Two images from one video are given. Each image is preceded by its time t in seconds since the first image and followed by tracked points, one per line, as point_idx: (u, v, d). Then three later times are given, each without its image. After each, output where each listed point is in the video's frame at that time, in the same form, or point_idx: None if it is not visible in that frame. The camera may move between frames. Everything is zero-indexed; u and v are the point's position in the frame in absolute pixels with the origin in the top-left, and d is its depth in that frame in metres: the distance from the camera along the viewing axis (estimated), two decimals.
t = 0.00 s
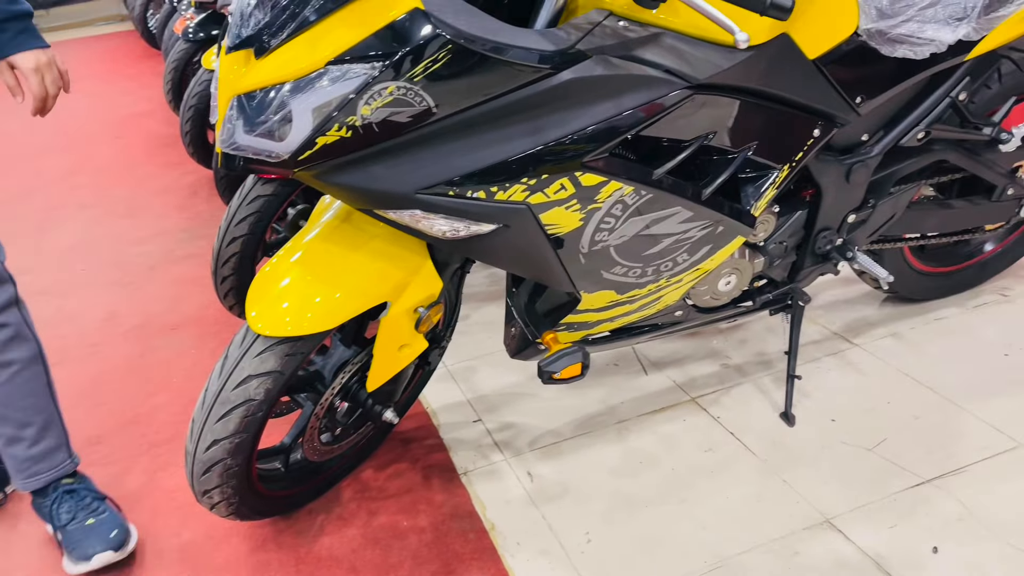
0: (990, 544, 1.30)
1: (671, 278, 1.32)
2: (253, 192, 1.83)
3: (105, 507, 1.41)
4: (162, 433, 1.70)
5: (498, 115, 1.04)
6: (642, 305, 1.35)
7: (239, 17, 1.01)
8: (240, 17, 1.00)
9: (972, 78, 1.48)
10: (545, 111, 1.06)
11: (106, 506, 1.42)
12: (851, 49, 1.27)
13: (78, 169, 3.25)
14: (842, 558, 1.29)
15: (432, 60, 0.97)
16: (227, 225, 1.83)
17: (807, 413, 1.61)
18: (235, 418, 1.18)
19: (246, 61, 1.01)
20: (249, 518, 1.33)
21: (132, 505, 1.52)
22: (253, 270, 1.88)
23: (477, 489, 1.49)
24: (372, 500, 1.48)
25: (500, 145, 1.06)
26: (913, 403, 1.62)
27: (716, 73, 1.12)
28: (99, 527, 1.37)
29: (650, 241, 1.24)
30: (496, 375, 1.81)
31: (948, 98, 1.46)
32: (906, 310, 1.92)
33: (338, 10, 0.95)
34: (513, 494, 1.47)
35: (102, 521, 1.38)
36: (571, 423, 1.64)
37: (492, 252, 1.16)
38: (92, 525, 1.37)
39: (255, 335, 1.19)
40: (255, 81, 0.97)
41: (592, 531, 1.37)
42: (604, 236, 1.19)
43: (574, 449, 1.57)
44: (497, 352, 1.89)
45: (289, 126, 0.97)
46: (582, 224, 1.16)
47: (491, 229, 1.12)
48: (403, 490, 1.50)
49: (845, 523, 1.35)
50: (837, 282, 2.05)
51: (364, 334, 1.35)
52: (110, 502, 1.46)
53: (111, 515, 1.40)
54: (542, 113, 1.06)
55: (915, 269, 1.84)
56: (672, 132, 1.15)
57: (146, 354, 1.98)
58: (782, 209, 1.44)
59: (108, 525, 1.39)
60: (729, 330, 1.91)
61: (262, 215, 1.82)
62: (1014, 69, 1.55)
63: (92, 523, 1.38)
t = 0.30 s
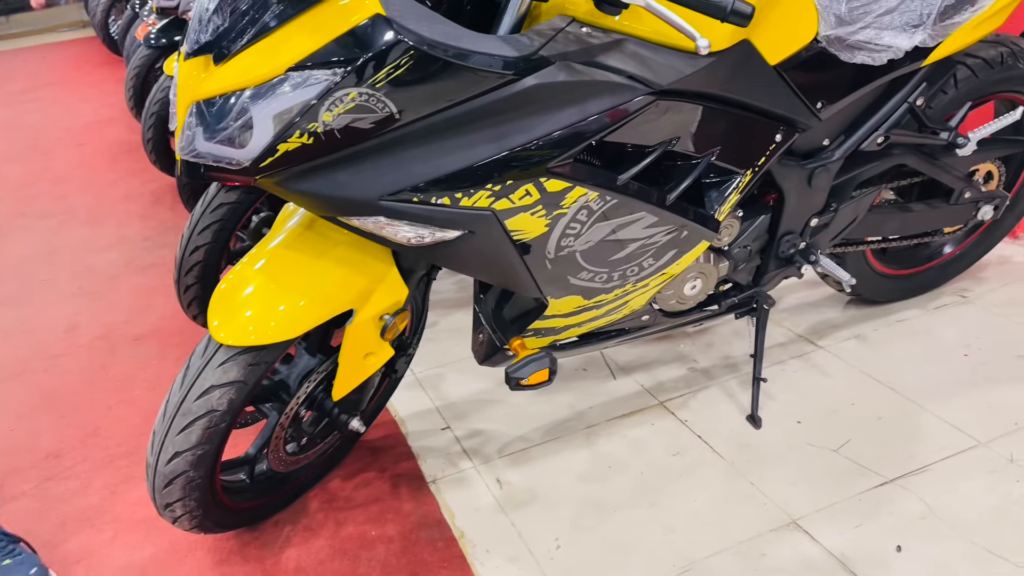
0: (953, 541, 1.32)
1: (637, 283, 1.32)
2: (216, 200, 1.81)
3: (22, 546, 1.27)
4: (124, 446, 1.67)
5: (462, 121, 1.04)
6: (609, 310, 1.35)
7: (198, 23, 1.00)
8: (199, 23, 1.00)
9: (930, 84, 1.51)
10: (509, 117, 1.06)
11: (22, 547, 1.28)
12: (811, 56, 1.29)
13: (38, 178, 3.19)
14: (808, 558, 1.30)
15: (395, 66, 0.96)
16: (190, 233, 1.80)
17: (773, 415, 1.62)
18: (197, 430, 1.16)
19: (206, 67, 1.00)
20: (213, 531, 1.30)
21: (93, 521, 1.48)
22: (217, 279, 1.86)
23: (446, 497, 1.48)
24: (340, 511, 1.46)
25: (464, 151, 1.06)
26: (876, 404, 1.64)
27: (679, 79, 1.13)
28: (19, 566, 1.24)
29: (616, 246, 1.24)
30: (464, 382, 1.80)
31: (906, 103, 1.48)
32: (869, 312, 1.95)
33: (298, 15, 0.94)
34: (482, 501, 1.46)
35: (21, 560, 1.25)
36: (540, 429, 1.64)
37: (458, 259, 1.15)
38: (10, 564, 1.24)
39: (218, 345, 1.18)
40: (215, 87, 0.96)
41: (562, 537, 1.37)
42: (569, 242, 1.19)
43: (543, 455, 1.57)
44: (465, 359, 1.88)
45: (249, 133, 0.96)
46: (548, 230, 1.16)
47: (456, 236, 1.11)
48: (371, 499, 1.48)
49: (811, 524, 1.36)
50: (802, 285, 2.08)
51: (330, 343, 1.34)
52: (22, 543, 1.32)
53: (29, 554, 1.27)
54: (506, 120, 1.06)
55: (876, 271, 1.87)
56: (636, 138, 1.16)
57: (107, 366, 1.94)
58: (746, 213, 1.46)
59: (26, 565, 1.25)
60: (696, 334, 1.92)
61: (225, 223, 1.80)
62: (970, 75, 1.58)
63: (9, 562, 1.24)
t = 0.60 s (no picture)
0: (918, 542, 1.34)
1: (605, 289, 1.32)
2: (181, 208, 1.78)
3: None
4: (87, 458, 1.64)
5: (429, 127, 1.04)
6: (578, 316, 1.35)
7: (160, 28, 0.99)
8: (161, 29, 0.99)
9: (892, 90, 1.54)
10: (476, 123, 1.06)
11: None
12: (775, 63, 1.30)
13: None
14: (777, 561, 1.31)
15: (360, 72, 0.96)
16: (154, 241, 1.78)
17: (742, 419, 1.64)
18: (160, 441, 1.15)
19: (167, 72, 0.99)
20: (178, 544, 1.28)
21: (55, 535, 1.45)
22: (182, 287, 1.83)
23: (416, 505, 1.47)
24: (308, 521, 1.44)
25: (430, 157, 1.05)
26: (843, 407, 1.66)
27: (645, 86, 1.13)
28: None
29: (585, 251, 1.24)
30: (434, 389, 1.79)
31: (868, 110, 1.50)
32: (835, 316, 1.97)
33: (262, 19, 0.94)
34: (452, 509, 1.45)
35: None
36: (510, 436, 1.63)
37: (425, 266, 1.15)
38: None
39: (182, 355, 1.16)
40: (177, 94, 0.94)
41: (532, 544, 1.37)
42: (538, 248, 1.19)
43: (514, 462, 1.56)
44: (436, 366, 1.87)
45: (213, 139, 0.95)
46: (516, 236, 1.16)
47: (424, 242, 1.11)
48: (340, 509, 1.47)
49: (780, 527, 1.37)
50: (769, 289, 2.10)
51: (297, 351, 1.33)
52: None
53: None
54: (473, 126, 1.06)
55: (842, 275, 1.89)
56: (604, 144, 1.16)
57: (69, 377, 1.90)
58: (713, 218, 1.47)
59: None
60: (666, 339, 1.93)
61: (190, 231, 1.77)
62: (930, 82, 1.61)
63: None
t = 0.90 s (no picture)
0: (887, 545, 1.35)
1: (578, 295, 1.33)
2: (150, 216, 1.77)
3: None
4: (54, 470, 1.61)
5: (400, 134, 1.04)
6: (551, 323, 1.36)
7: (126, 33, 0.97)
8: (128, 34, 0.96)
9: (858, 99, 1.56)
10: (447, 130, 1.06)
11: None
12: (744, 71, 1.32)
13: None
14: (749, 565, 1.32)
15: (330, 79, 0.95)
16: (122, 249, 1.75)
17: (714, 425, 1.65)
18: (127, 452, 1.13)
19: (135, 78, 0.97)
20: (146, 556, 1.27)
21: (19, 549, 1.42)
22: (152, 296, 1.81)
23: (389, 514, 1.46)
24: (279, 531, 1.43)
25: (402, 164, 1.05)
26: (814, 412, 1.67)
27: (616, 94, 1.14)
28: None
29: (557, 258, 1.25)
30: (407, 397, 1.78)
31: (835, 118, 1.53)
32: (805, 322, 2.00)
33: (231, 25, 0.93)
34: (425, 517, 1.45)
35: None
36: (484, 443, 1.63)
37: (397, 274, 1.14)
38: None
39: (150, 364, 1.14)
40: (145, 100, 0.93)
41: (506, 552, 1.36)
42: (510, 255, 1.19)
43: (488, 469, 1.56)
44: (409, 374, 1.87)
45: (181, 146, 0.94)
46: (488, 243, 1.16)
47: (396, 250, 1.10)
48: (312, 519, 1.45)
49: (751, 532, 1.38)
50: (740, 296, 2.12)
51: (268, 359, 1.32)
52: None
53: None
54: (445, 133, 1.06)
55: (811, 282, 1.91)
56: (575, 151, 1.17)
57: (35, 388, 1.87)
58: (684, 225, 1.48)
59: None
60: (639, 345, 1.94)
61: (160, 239, 1.76)
62: (896, 91, 1.64)
63: None
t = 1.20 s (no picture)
0: (857, 553, 1.36)
1: (551, 305, 1.33)
2: (120, 225, 1.74)
3: None
4: (20, 484, 1.58)
5: (371, 145, 1.04)
6: (524, 333, 1.36)
7: (93, 42, 0.97)
8: (94, 44, 0.96)
9: (827, 111, 1.58)
10: (419, 141, 1.06)
11: None
12: (715, 84, 1.33)
13: None
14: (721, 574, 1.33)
15: (301, 89, 0.95)
16: (91, 259, 1.73)
17: (688, 434, 1.65)
18: (93, 465, 1.11)
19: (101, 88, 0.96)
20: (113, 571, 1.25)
21: None
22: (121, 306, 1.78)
23: (362, 526, 1.45)
24: (250, 544, 1.41)
25: (374, 175, 1.05)
26: (785, 420, 1.69)
27: (587, 105, 1.15)
28: None
29: (530, 269, 1.25)
30: (381, 408, 1.77)
31: (804, 130, 1.55)
32: (777, 331, 2.01)
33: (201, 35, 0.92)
34: (398, 529, 1.44)
35: None
36: (458, 454, 1.63)
37: (369, 284, 1.14)
38: None
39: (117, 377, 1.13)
40: (111, 110, 0.92)
41: (480, 563, 1.36)
42: (483, 265, 1.19)
43: (462, 480, 1.55)
44: (383, 384, 1.86)
45: (149, 156, 0.93)
46: (460, 253, 1.16)
47: (368, 260, 1.10)
48: (283, 532, 1.44)
49: (724, 541, 1.39)
50: (714, 306, 2.13)
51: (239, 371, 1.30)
52: None
53: None
54: (417, 144, 1.06)
55: (783, 292, 1.93)
56: (547, 162, 1.17)
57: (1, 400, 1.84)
58: (657, 236, 1.49)
59: None
60: (613, 355, 1.95)
61: (129, 249, 1.73)
62: (864, 104, 1.66)
63: None
